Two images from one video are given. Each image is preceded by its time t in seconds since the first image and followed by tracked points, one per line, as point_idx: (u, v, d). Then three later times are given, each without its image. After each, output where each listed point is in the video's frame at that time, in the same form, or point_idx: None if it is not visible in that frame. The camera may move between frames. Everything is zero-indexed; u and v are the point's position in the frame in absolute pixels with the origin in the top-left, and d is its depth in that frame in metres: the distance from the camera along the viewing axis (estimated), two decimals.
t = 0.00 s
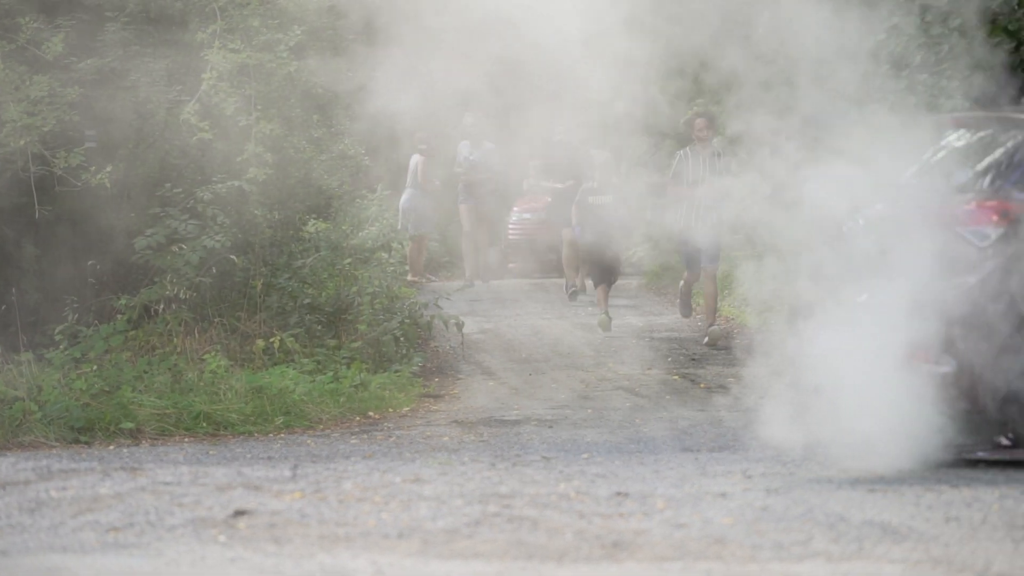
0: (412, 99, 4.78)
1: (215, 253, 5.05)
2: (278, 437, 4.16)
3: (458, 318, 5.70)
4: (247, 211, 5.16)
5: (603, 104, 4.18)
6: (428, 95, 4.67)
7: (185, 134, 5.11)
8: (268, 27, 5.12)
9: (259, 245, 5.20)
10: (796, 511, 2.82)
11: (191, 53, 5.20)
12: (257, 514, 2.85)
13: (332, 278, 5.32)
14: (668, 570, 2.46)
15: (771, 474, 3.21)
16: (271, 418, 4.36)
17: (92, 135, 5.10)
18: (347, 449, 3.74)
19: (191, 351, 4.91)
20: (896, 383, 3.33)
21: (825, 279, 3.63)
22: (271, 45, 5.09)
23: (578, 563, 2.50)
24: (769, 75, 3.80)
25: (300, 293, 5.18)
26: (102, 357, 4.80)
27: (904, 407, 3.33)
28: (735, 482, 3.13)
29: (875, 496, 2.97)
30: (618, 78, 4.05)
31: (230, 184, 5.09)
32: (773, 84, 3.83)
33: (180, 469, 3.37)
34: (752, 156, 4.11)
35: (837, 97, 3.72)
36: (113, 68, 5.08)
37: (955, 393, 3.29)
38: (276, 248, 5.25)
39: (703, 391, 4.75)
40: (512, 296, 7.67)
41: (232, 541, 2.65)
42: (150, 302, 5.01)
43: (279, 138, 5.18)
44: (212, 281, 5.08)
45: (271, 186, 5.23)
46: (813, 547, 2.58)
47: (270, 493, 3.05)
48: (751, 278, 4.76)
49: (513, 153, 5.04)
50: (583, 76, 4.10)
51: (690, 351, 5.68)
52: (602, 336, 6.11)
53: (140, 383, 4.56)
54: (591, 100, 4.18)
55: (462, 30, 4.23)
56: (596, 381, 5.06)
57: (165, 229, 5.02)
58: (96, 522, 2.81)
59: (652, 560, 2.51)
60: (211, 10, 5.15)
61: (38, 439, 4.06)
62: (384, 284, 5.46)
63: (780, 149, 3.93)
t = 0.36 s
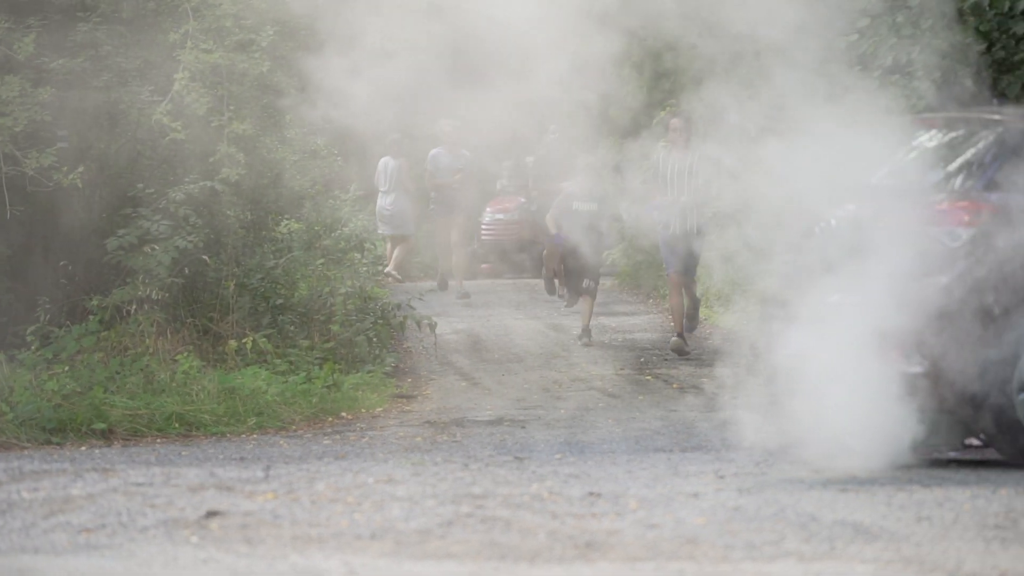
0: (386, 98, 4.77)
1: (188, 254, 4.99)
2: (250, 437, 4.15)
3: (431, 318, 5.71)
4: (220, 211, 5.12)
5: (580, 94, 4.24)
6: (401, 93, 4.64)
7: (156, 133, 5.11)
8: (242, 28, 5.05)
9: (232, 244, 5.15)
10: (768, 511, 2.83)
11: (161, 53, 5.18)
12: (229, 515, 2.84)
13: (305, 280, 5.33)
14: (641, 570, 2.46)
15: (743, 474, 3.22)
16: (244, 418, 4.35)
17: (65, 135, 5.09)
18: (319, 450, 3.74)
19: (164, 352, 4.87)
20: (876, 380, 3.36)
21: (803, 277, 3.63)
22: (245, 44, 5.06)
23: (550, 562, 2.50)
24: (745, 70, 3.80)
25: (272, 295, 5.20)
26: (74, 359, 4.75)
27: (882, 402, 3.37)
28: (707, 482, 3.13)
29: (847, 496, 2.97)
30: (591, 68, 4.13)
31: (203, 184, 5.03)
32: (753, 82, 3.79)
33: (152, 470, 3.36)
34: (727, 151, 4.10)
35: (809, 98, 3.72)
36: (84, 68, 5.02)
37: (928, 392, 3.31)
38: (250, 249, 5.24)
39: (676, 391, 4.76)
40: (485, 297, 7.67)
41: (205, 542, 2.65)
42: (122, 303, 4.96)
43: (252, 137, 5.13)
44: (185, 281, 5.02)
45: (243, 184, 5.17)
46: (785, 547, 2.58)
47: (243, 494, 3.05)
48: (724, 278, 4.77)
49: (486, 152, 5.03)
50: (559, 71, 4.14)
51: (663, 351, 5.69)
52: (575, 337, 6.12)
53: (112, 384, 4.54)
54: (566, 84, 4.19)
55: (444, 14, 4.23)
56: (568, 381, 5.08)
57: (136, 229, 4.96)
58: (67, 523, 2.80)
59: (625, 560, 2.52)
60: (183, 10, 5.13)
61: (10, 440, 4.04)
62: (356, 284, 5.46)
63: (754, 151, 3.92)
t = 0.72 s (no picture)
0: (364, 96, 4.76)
1: (164, 255, 4.96)
2: (227, 439, 4.15)
3: (408, 319, 5.71)
4: (198, 215, 5.12)
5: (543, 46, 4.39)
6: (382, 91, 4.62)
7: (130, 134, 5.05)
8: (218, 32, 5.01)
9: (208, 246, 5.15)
10: (745, 513, 2.83)
11: (139, 53, 5.10)
12: (206, 516, 2.84)
13: (281, 281, 5.32)
14: (617, 570, 2.47)
15: (720, 475, 3.23)
16: (221, 420, 4.35)
17: (41, 138, 4.97)
18: (297, 451, 3.74)
19: (139, 353, 4.84)
20: (857, 382, 3.34)
21: (783, 278, 3.61)
22: (219, 46, 5.01)
23: (528, 564, 2.50)
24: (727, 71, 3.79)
25: (249, 295, 5.20)
26: (51, 359, 4.67)
27: (862, 404, 3.35)
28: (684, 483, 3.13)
29: (823, 496, 2.98)
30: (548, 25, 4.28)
31: (180, 185, 5.03)
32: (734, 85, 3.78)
33: (128, 472, 3.36)
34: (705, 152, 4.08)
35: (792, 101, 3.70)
36: (57, 70, 4.93)
37: (906, 393, 3.31)
38: (226, 252, 5.25)
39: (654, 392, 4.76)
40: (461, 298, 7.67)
41: (182, 544, 2.64)
42: (99, 304, 4.90)
43: (229, 138, 5.10)
44: (161, 282, 5.00)
45: (221, 187, 5.16)
46: (762, 547, 2.59)
47: (220, 495, 3.04)
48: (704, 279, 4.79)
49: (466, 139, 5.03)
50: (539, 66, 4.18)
51: (640, 352, 5.71)
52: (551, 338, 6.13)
53: (89, 385, 4.51)
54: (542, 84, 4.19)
55: None
56: (545, 382, 5.08)
57: (112, 231, 4.93)
58: (43, 525, 2.79)
59: (602, 561, 2.52)
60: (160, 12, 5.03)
61: None
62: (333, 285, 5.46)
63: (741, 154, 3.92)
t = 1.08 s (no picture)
0: (349, 93, 4.80)
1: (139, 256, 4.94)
2: (203, 441, 4.14)
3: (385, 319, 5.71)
4: (175, 214, 5.08)
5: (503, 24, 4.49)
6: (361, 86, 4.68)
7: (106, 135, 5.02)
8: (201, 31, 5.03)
9: (184, 246, 5.11)
10: (722, 513, 2.83)
11: (116, 54, 5.07)
12: (183, 517, 2.84)
13: (258, 281, 5.30)
14: (595, 570, 2.47)
15: (696, 475, 3.24)
16: (198, 421, 4.34)
17: (14, 140, 4.96)
18: (273, 453, 3.73)
19: (115, 355, 4.82)
20: (834, 375, 3.37)
21: (764, 280, 3.63)
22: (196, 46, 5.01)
23: (505, 565, 2.50)
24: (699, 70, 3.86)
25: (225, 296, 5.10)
26: (26, 360, 4.63)
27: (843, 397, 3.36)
28: (661, 483, 3.14)
29: (799, 497, 2.99)
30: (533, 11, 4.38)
31: (155, 186, 5.02)
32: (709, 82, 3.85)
33: (104, 473, 3.35)
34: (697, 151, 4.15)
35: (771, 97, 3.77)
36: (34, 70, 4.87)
37: (882, 392, 3.31)
38: (203, 252, 5.19)
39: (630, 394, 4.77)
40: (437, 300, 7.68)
41: (158, 545, 2.64)
42: (75, 305, 4.86)
43: (208, 140, 5.13)
44: (137, 283, 4.99)
45: (198, 187, 5.11)
46: (739, 548, 2.59)
47: (196, 497, 3.04)
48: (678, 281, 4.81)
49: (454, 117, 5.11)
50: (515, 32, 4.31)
51: (616, 352, 5.73)
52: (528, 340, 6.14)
53: (63, 387, 4.48)
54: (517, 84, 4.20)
55: None
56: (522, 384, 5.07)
57: (88, 232, 4.88)
58: (19, 527, 2.79)
59: (579, 562, 2.52)
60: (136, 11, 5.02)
61: None
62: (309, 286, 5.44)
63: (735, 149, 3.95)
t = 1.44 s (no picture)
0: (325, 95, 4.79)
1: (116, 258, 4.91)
2: (179, 442, 4.12)
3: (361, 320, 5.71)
4: (149, 215, 5.08)
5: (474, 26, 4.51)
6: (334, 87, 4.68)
7: (81, 136, 5.03)
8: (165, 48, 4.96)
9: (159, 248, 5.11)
10: (698, 514, 2.83)
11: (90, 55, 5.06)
12: (159, 519, 2.83)
13: (233, 284, 5.29)
14: (570, 570, 2.48)
15: (674, 476, 3.24)
16: (174, 423, 4.33)
17: None
18: (249, 455, 3.72)
19: (91, 356, 4.77)
20: (817, 378, 3.39)
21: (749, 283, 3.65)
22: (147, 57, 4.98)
23: (482, 566, 2.50)
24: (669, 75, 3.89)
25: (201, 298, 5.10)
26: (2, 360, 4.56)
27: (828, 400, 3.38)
28: (638, 484, 3.14)
29: (775, 497, 3.00)
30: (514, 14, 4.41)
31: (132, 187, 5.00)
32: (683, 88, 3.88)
33: (80, 474, 3.34)
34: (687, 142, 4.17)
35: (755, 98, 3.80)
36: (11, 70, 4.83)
37: (859, 393, 3.32)
38: (178, 254, 5.19)
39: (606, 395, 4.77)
40: (413, 301, 7.67)
41: (133, 547, 2.63)
42: (51, 307, 4.81)
43: (184, 142, 5.15)
44: (113, 284, 4.94)
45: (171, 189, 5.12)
46: (715, 549, 2.60)
47: (172, 498, 3.04)
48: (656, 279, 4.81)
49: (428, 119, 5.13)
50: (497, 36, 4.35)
51: (593, 352, 5.74)
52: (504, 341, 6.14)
53: (38, 387, 4.45)
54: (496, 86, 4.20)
55: None
56: (498, 385, 5.06)
57: (64, 233, 4.84)
58: None
59: (555, 563, 2.52)
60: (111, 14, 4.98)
61: None
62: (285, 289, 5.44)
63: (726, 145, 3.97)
